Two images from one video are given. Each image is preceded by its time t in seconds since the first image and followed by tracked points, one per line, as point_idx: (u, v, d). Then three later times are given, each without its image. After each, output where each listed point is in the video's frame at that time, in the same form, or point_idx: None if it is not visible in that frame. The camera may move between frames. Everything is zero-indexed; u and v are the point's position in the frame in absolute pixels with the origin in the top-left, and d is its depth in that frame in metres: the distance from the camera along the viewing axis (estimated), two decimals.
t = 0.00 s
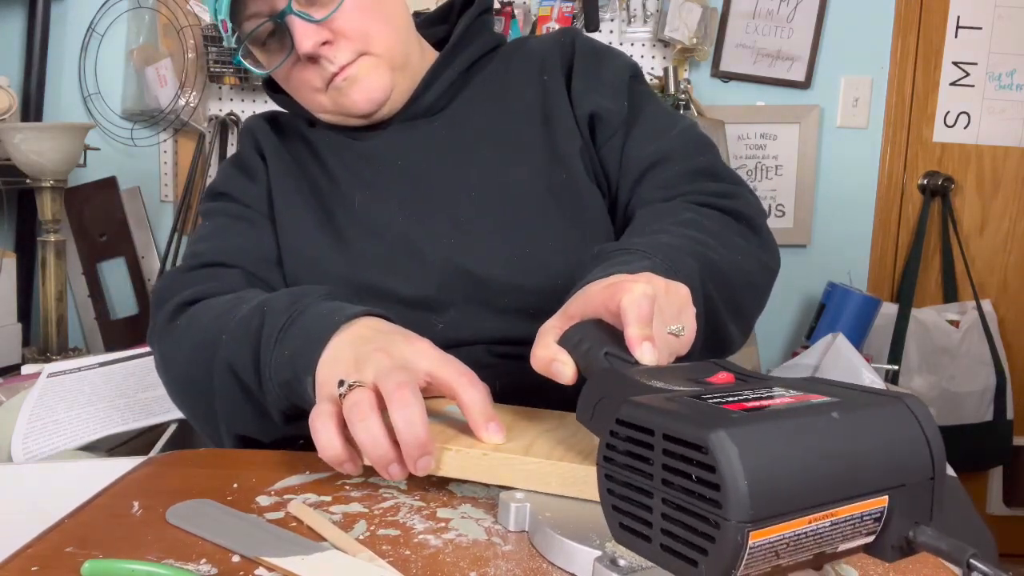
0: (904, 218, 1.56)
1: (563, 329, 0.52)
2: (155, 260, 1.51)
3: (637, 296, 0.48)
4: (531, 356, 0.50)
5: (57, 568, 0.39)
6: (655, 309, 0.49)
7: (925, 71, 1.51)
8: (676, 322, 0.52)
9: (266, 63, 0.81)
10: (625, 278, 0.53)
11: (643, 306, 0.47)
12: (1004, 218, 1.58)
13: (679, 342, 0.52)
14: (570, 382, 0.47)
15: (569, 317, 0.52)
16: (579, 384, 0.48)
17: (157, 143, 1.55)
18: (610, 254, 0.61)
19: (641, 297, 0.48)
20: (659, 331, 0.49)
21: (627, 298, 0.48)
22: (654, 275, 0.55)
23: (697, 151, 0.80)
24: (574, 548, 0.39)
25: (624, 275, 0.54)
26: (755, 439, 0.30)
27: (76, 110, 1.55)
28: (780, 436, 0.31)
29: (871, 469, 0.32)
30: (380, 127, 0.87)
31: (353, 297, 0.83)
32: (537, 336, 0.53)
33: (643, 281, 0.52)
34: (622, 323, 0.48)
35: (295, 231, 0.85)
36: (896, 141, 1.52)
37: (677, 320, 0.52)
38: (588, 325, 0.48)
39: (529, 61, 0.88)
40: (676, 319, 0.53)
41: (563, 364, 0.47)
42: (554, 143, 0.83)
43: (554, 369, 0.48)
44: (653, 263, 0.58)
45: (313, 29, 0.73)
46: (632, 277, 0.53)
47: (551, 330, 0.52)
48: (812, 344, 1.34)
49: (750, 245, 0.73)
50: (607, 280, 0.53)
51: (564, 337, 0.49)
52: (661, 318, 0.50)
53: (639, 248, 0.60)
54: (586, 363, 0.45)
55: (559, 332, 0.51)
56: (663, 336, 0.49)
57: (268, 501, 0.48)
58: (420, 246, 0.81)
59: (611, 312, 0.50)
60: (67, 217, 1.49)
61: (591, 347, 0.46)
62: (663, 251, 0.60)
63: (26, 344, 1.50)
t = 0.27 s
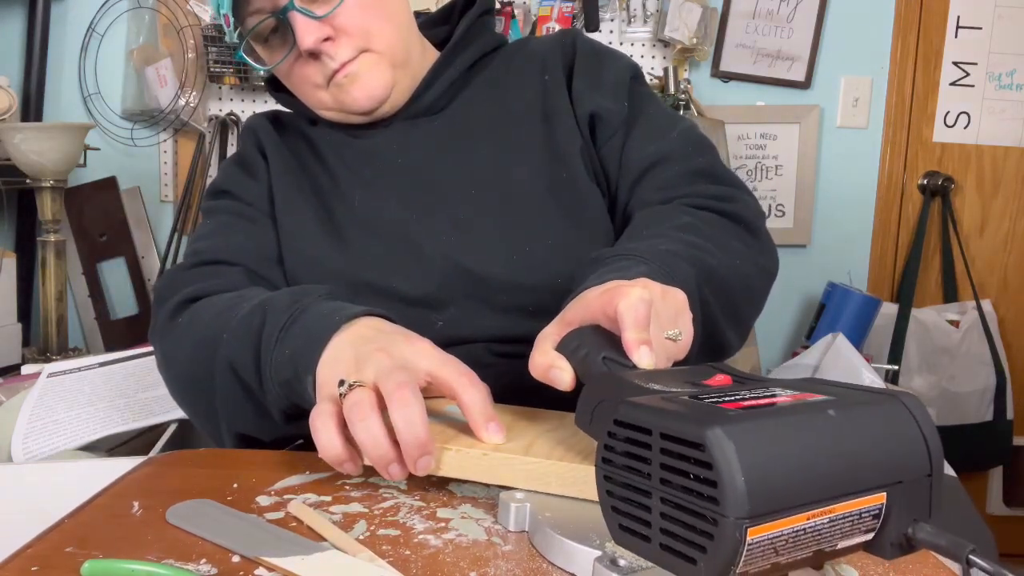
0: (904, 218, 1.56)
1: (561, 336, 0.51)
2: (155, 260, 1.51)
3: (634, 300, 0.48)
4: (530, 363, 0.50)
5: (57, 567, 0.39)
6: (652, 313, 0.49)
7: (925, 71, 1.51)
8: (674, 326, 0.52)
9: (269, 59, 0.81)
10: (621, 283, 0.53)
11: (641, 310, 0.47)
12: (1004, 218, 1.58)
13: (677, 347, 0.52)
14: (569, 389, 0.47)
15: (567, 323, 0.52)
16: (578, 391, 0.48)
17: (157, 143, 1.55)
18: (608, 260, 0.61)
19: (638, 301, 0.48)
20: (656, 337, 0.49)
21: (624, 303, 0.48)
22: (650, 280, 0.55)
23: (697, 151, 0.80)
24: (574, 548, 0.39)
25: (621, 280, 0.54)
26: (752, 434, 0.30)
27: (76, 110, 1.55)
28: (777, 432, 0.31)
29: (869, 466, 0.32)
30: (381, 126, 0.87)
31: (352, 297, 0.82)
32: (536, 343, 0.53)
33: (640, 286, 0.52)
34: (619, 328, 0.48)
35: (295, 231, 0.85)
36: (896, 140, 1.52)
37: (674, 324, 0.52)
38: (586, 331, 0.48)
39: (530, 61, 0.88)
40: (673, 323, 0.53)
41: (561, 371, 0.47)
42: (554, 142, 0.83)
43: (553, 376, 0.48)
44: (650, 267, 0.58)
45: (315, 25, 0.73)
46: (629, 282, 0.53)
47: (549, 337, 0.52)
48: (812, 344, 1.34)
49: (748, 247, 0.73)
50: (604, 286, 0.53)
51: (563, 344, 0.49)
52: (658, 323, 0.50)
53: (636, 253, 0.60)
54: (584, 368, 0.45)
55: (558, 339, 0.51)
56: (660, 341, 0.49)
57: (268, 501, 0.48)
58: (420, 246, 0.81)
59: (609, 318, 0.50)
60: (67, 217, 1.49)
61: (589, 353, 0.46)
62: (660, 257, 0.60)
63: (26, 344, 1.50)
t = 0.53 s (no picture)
0: (904, 218, 1.56)
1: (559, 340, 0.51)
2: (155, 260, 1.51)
3: (632, 303, 0.48)
4: (528, 367, 0.50)
5: (56, 567, 0.39)
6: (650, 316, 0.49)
7: (925, 71, 1.51)
8: (671, 330, 0.52)
9: (270, 58, 0.81)
10: (618, 287, 0.53)
11: (639, 313, 0.47)
12: (1004, 218, 1.58)
13: (675, 351, 0.51)
14: (568, 393, 0.47)
15: (565, 327, 0.52)
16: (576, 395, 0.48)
17: (157, 143, 1.55)
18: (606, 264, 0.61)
19: (636, 304, 0.48)
20: (654, 340, 0.49)
21: (622, 306, 0.48)
22: (648, 284, 0.55)
23: (697, 153, 0.80)
24: (574, 548, 0.39)
25: (618, 284, 0.54)
26: (749, 432, 0.30)
27: (76, 110, 1.55)
28: (774, 429, 0.31)
29: (866, 464, 0.32)
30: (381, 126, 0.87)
31: (352, 296, 0.82)
32: (535, 348, 0.53)
33: (638, 289, 0.52)
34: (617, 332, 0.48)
35: (295, 230, 0.85)
36: (897, 140, 1.52)
37: (671, 328, 0.52)
38: (584, 334, 0.48)
39: (530, 62, 0.88)
40: (670, 327, 0.53)
41: (560, 375, 0.47)
42: (554, 142, 0.83)
43: (551, 380, 0.47)
44: (648, 272, 0.58)
45: (316, 23, 0.73)
46: (627, 286, 0.53)
47: (548, 342, 0.52)
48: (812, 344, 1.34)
49: (747, 249, 0.73)
50: (601, 290, 0.53)
51: (561, 348, 0.49)
52: (655, 326, 0.50)
53: (634, 257, 0.60)
54: (583, 372, 0.45)
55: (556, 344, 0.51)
56: (658, 344, 0.49)
57: (268, 501, 0.48)
58: (420, 245, 0.81)
59: (606, 321, 0.50)
60: (67, 217, 1.49)
61: (587, 356, 0.46)
62: (659, 262, 0.60)
63: (26, 344, 1.50)
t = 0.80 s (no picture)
0: (904, 218, 1.56)
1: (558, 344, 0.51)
2: (155, 260, 1.51)
3: (630, 305, 0.48)
4: (528, 371, 0.50)
5: (57, 567, 0.39)
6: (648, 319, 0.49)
7: (925, 71, 1.51)
8: (670, 332, 0.52)
9: (270, 57, 0.81)
10: (616, 290, 0.53)
11: (636, 315, 0.47)
12: (1004, 218, 1.58)
13: (674, 353, 0.51)
14: (567, 397, 0.47)
15: (564, 331, 0.52)
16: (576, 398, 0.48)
17: (157, 143, 1.55)
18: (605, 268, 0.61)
19: (633, 307, 0.48)
20: (653, 342, 0.49)
21: (620, 308, 0.48)
22: (646, 288, 0.55)
23: (696, 154, 0.80)
24: (574, 548, 0.39)
25: (617, 287, 0.54)
26: (746, 430, 0.31)
27: (76, 110, 1.55)
28: (771, 428, 0.31)
29: (865, 461, 0.32)
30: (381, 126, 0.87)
31: (353, 296, 0.82)
32: (534, 353, 0.53)
33: (636, 292, 0.52)
34: (615, 334, 0.48)
35: (295, 230, 0.85)
36: (896, 140, 1.52)
37: (670, 331, 0.52)
38: (583, 337, 0.48)
39: (530, 62, 0.88)
40: (669, 330, 0.52)
41: (559, 379, 0.47)
42: (554, 143, 0.83)
43: (551, 383, 0.47)
44: (647, 276, 0.58)
45: (317, 23, 0.73)
46: (626, 289, 0.53)
47: (547, 345, 0.52)
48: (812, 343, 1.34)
49: (746, 250, 0.73)
50: (599, 294, 0.53)
51: (560, 351, 0.49)
52: (654, 329, 0.50)
53: (633, 261, 0.60)
54: (582, 374, 0.45)
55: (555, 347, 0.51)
56: (657, 347, 0.49)
57: (268, 501, 0.48)
58: (420, 245, 0.81)
59: (605, 324, 0.50)
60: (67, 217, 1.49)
61: (586, 359, 0.46)
62: (659, 265, 0.60)
63: (26, 344, 1.50)
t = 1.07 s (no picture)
0: (904, 219, 1.56)
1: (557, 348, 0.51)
2: (155, 260, 1.51)
3: (628, 308, 0.48)
4: (527, 376, 0.50)
5: (57, 567, 0.39)
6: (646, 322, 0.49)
7: (925, 71, 1.51)
8: (669, 335, 0.52)
9: (270, 56, 0.81)
10: (614, 293, 0.53)
11: (635, 318, 0.47)
12: (1004, 218, 1.58)
13: (673, 356, 0.51)
14: (567, 400, 0.47)
15: (563, 336, 0.52)
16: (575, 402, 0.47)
17: (157, 143, 1.55)
18: (603, 272, 0.61)
19: (631, 309, 0.48)
20: (651, 346, 0.49)
21: (618, 311, 0.48)
22: (645, 291, 0.55)
23: (697, 155, 0.80)
24: (574, 548, 0.39)
25: (614, 291, 0.54)
26: (744, 428, 0.31)
27: (76, 110, 1.55)
28: (769, 426, 0.31)
29: (863, 460, 0.32)
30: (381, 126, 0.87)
31: (353, 296, 0.82)
32: (534, 357, 0.53)
33: (634, 295, 0.52)
34: (614, 338, 0.48)
35: (295, 230, 0.85)
36: (896, 140, 1.52)
37: (668, 334, 0.52)
38: (581, 341, 0.48)
39: (531, 63, 0.88)
40: (668, 332, 0.52)
41: (559, 383, 0.47)
42: (554, 143, 0.83)
43: (550, 387, 0.47)
44: (647, 280, 0.58)
45: (317, 22, 0.73)
46: (625, 292, 0.53)
47: (546, 350, 0.52)
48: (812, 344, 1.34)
49: (746, 252, 0.73)
50: (598, 297, 0.53)
51: (559, 355, 0.49)
52: (652, 332, 0.50)
53: (632, 264, 0.60)
54: (581, 377, 0.45)
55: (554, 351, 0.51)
56: (655, 349, 0.49)
57: (268, 501, 0.48)
58: (420, 246, 0.81)
59: (604, 327, 0.50)
60: (67, 217, 1.49)
61: (585, 362, 0.46)
62: (657, 268, 0.60)
63: (26, 344, 1.50)
